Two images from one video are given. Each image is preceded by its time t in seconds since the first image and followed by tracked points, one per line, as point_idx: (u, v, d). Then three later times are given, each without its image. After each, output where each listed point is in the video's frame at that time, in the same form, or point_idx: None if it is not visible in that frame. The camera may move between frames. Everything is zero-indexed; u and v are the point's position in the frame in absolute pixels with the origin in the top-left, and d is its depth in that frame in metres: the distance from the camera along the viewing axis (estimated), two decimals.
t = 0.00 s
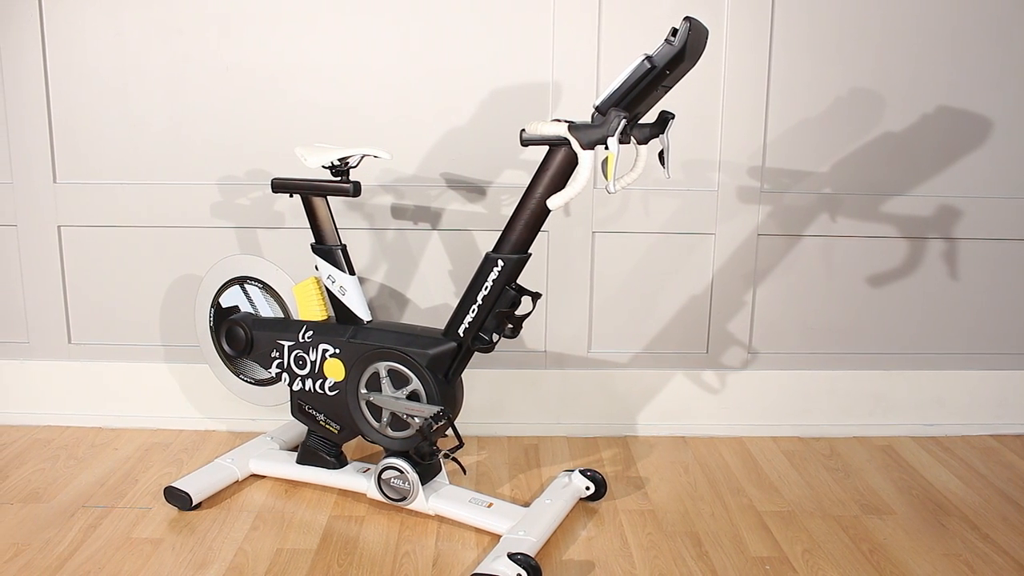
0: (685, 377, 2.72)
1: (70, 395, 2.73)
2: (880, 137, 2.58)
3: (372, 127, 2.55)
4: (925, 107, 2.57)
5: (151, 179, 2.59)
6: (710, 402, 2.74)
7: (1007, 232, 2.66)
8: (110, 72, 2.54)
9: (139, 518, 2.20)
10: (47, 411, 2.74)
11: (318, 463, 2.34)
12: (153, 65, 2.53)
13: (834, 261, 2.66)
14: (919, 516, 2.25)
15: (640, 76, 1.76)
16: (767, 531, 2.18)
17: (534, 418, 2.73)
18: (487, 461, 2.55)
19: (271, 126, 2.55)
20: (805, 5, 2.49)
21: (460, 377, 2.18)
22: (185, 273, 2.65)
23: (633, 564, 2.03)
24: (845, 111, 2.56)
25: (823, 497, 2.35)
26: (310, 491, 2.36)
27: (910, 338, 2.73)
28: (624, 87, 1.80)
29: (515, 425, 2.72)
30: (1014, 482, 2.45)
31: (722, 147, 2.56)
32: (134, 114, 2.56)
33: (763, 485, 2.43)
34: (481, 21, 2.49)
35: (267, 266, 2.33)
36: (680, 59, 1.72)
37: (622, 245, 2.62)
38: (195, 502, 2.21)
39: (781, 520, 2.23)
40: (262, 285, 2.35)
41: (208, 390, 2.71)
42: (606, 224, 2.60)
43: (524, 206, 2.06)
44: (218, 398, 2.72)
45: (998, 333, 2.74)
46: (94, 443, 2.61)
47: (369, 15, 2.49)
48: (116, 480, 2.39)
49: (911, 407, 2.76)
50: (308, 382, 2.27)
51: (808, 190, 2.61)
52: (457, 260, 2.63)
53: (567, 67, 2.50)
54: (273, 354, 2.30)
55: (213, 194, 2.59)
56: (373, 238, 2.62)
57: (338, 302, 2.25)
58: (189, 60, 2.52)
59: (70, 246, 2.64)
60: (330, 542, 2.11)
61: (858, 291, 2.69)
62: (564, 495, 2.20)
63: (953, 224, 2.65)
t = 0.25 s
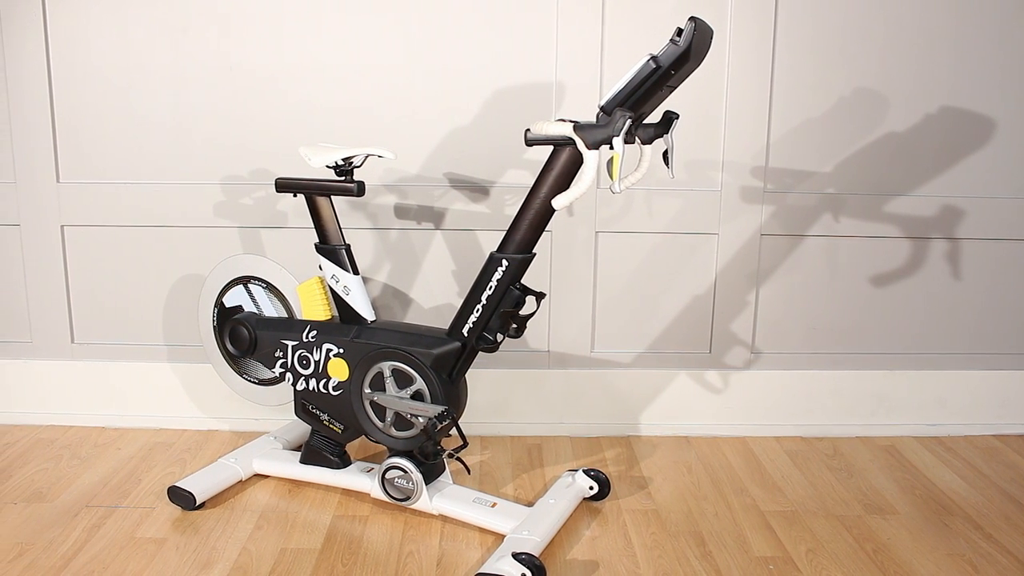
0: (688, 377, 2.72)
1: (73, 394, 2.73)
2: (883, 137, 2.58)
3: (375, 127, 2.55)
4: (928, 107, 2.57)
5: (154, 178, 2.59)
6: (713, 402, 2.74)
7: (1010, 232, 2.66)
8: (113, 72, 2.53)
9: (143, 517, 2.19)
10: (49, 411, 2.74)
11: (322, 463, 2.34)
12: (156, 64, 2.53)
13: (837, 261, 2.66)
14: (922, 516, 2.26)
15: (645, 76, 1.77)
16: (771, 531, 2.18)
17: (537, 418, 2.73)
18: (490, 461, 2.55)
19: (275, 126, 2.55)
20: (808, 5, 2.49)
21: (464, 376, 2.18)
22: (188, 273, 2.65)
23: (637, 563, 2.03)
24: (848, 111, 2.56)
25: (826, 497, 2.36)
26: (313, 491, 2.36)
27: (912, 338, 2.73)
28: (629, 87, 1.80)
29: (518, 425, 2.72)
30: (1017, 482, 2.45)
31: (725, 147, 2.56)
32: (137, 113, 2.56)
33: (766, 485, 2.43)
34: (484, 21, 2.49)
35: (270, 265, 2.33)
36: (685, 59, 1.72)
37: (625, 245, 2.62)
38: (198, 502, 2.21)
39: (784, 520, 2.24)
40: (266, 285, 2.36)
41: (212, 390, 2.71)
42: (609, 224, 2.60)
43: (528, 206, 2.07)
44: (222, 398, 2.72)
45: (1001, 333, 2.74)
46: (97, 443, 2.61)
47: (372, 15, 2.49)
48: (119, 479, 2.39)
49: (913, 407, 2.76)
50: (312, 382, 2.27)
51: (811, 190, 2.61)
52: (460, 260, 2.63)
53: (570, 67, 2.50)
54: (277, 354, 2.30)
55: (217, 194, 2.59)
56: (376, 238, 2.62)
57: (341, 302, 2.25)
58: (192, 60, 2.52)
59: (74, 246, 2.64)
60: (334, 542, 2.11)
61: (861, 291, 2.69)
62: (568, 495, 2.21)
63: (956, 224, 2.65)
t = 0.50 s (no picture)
0: (690, 377, 2.73)
1: (75, 394, 2.72)
2: (886, 137, 2.59)
3: (378, 127, 2.55)
4: (930, 107, 2.57)
5: (157, 178, 2.59)
6: (716, 402, 2.74)
7: (1013, 231, 2.66)
8: (116, 72, 2.53)
9: (146, 517, 2.19)
10: (52, 411, 2.74)
11: (324, 463, 2.34)
12: (159, 64, 2.53)
13: (839, 261, 2.66)
14: (925, 515, 2.26)
15: (649, 76, 1.77)
16: (774, 531, 2.18)
17: (539, 418, 2.73)
18: (493, 460, 2.55)
19: (277, 126, 2.55)
20: (811, 5, 2.49)
21: (467, 376, 2.18)
22: (191, 273, 2.65)
23: (641, 563, 2.03)
24: (850, 112, 2.56)
25: (828, 497, 2.36)
26: (316, 490, 2.36)
27: (915, 338, 2.73)
28: (633, 86, 1.80)
29: (520, 425, 2.72)
30: (1020, 482, 2.45)
31: (728, 147, 2.56)
32: (140, 113, 2.56)
33: (769, 485, 2.43)
34: (487, 21, 2.49)
35: (273, 265, 2.33)
36: (689, 59, 1.72)
37: (628, 245, 2.62)
38: (201, 502, 2.21)
39: (787, 520, 2.24)
40: (269, 285, 2.35)
41: (214, 390, 2.71)
42: (612, 224, 2.60)
43: (532, 206, 2.07)
44: (224, 398, 2.72)
45: (1003, 333, 2.75)
46: (100, 443, 2.61)
47: (375, 14, 2.49)
48: (122, 479, 2.39)
49: (916, 407, 2.76)
50: (315, 382, 2.27)
51: (813, 190, 2.61)
52: (462, 259, 2.63)
53: (573, 67, 2.50)
54: (280, 353, 2.30)
55: (219, 194, 2.59)
56: (379, 238, 2.62)
57: (345, 302, 2.25)
58: (195, 60, 2.52)
59: (76, 246, 2.64)
60: (337, 542, 2.11)
61: (863, 291, 2.69)
62: (572, 494, 2.21)
63: (958, 224, 2.65)
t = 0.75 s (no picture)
0: (691, 377, 2.73)
1: (76, 394, 2.72)
2: (887, 137, 2.59)
3: (379, 126, 2.55)
4: (931, 106, 2.57)
5: (158, 178, 2.59)
6: (717, 401, 2.74)
7: (1013, 231, 2.66)
8: (117, 72, 2.53)
9: (148, 517, 2.19)
10: (53, 411, 2.73)
11: (326, 463, 2.34)
12: (160, 64, 2.52)
13: (840, 260, 2.66)
14: (926, 514, 2.26)
15: (651, 75, 1.77)
16: (776, 530, 2.18)
17: (541, 418, 2.73)
18: (494, 460, 2.55)
19: (279, 126, 2.55)
20: (812, 4, 2.49)
21: (469, 375, 2.18)
22: (192, 273, 2.65)
23: (643, 563, 2.03)
24: (852, 111, 2.56)
25: (830, 496, 2.36)
26: (318, 490, 2.36)
27: (916, 337, 2.73)
28: (635, 86, 1.80)
29: (522, 424, 2.73)
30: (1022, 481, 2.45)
31: (729, 147, 2.56)
32: (141, 113, 2.56)
33: (770, 484, 2.43)
34: (488, 21, 2.49)
35: (275, 265, 2.32)
36: (691, 59, 1.72)
37: (630, 244, 2.62)
38: (203, 502, 2.21)
39: (789, 519, 2.23)
40: (270, 285, 2.35)
41: (216, 390, 2.71)
42: (613, 224, 2.60)
43: (534, 205, 2.07)
44: (226, 398, 2.72)
45: (1004, 332, 2.75)
46: (101, 443, 2.61)
47: (376, 14, 2.48)
48: (124, 479, 2.39)
49: (917, 406, 2.76)
50: (317, 381, 2.27)
51: (814, 189, 2.61)
52: (464, 259, 2.63)
53: (575, 67, 2.50)
54: (281, 353, 2.30)
55: (220, 193, 2.59)
56: (380, 237, 2.62)
57: (346, 302, 2.25)
58: (196, 60, 2.52)
59: (78, 246, 2.64)
60: (339, 542, 2.11)
61: (864, 290, 2.69)
62: (573, 494, 2.21)
63: (959, 223, 2.65)
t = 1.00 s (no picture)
0: (692, 377, 2.73)
1: (77, 394, 2.72)
2: (888, 137, 2.59)
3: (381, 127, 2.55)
4: (932, 107, 2.58)
5: (160, 178, 2.59)
6: (718, 401, 2.74)
7: (1014, 231, 2.66)
8: (118, 72, 2.53)
9: (149, 517, 2.19)
10: (54, 411, 2.73)
11: (327, 462, 2.34)
12: (161, 64, 2.52)
13: (841, 260, 2.67)
14: (928, 514, 2.26)
15: (653, 75, 1.77)
16: (778, 530, 2.18)
17: (542, 418, 2.73)
18: (495, 460, 2.55)
19: (280, 126, 2.55)
20: (814, 4, 2.50)
21: (471, 375, 2.18)
22: (194, 273, 2.65)
23: (645, 563, 2.03)
24: (853, 111, 2.56)
25: (831, 496, 2.36)
26: (320, 490, 2.36)
27: (916, 337, 2.74)
28: (638, 86, 1.80)
29: (523, 424, 2.73)
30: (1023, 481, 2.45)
31: (731, 147, 2.57)
32: (143, 113, 2.55)
33: (772, 484, 2.43)
34: (490, 20, 2.49)
35: (276, 265, 2.32)
36: (693, 59, 1.72)
37: (631, 244, 2.62)
38: (205, 502, 2.21)
39: (791, 519, 2.24)
40: (272, 285, 2.35)
41: (217, 390, 2.71)
42: (614, 224, 2.60)
43: (536, 205, 2.07)
44: (227, 398, 2.72)
45: (1005, 332, 2.75)
46: (102, 443, 2.61)
47: (378, 14, 2.49)
48: (126, 479, 2.39)
49: (917, 406, 2.77)
50: (319, 381, 2.27)
51: (815, 190, 2.61)
52: (465, 259, 2.63)
53: (576, 67, 2.50)
54: (283, 353, 2.30)
55: (222, 193, 2.59)
56: (381, 237, 2.62)
57: (348, 302, 2.25)
58: (197, 59, 2.52)
59: (79, 246, 2.64)
60: (341, 542, 2.11)
61: (865, 290, 2.69)
62: (575, 494, 2.21)
63: (959, 223, 2.65)
